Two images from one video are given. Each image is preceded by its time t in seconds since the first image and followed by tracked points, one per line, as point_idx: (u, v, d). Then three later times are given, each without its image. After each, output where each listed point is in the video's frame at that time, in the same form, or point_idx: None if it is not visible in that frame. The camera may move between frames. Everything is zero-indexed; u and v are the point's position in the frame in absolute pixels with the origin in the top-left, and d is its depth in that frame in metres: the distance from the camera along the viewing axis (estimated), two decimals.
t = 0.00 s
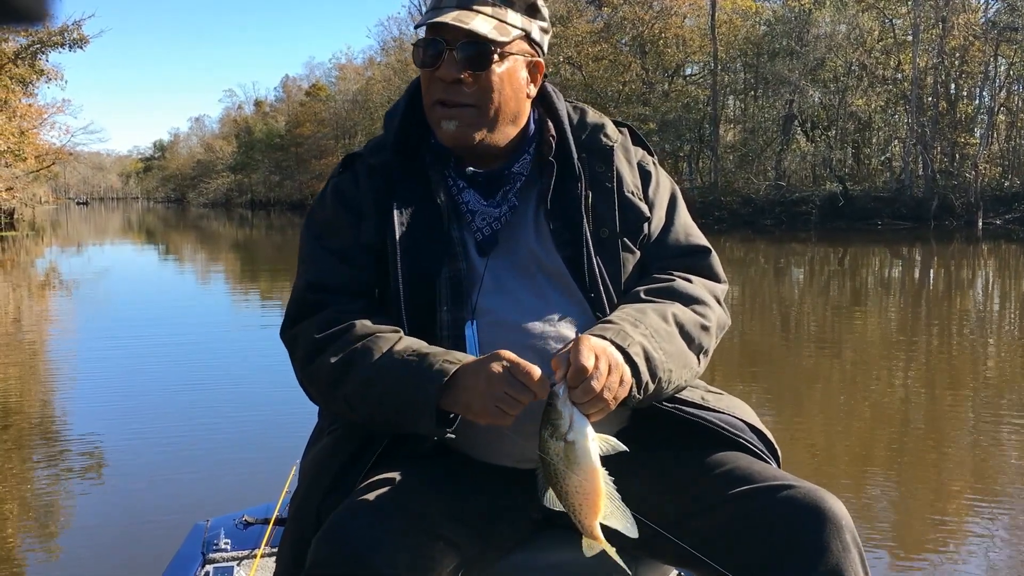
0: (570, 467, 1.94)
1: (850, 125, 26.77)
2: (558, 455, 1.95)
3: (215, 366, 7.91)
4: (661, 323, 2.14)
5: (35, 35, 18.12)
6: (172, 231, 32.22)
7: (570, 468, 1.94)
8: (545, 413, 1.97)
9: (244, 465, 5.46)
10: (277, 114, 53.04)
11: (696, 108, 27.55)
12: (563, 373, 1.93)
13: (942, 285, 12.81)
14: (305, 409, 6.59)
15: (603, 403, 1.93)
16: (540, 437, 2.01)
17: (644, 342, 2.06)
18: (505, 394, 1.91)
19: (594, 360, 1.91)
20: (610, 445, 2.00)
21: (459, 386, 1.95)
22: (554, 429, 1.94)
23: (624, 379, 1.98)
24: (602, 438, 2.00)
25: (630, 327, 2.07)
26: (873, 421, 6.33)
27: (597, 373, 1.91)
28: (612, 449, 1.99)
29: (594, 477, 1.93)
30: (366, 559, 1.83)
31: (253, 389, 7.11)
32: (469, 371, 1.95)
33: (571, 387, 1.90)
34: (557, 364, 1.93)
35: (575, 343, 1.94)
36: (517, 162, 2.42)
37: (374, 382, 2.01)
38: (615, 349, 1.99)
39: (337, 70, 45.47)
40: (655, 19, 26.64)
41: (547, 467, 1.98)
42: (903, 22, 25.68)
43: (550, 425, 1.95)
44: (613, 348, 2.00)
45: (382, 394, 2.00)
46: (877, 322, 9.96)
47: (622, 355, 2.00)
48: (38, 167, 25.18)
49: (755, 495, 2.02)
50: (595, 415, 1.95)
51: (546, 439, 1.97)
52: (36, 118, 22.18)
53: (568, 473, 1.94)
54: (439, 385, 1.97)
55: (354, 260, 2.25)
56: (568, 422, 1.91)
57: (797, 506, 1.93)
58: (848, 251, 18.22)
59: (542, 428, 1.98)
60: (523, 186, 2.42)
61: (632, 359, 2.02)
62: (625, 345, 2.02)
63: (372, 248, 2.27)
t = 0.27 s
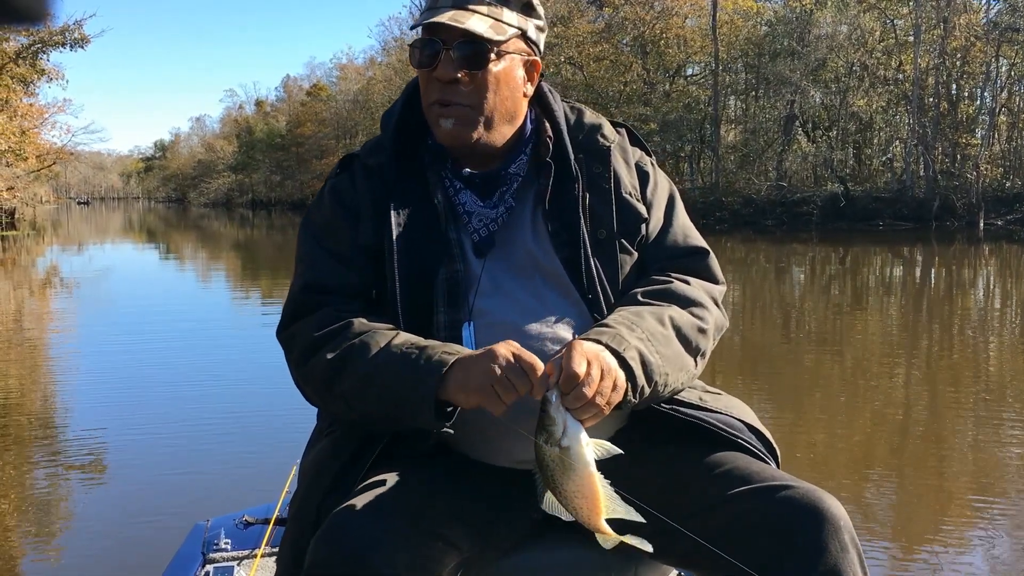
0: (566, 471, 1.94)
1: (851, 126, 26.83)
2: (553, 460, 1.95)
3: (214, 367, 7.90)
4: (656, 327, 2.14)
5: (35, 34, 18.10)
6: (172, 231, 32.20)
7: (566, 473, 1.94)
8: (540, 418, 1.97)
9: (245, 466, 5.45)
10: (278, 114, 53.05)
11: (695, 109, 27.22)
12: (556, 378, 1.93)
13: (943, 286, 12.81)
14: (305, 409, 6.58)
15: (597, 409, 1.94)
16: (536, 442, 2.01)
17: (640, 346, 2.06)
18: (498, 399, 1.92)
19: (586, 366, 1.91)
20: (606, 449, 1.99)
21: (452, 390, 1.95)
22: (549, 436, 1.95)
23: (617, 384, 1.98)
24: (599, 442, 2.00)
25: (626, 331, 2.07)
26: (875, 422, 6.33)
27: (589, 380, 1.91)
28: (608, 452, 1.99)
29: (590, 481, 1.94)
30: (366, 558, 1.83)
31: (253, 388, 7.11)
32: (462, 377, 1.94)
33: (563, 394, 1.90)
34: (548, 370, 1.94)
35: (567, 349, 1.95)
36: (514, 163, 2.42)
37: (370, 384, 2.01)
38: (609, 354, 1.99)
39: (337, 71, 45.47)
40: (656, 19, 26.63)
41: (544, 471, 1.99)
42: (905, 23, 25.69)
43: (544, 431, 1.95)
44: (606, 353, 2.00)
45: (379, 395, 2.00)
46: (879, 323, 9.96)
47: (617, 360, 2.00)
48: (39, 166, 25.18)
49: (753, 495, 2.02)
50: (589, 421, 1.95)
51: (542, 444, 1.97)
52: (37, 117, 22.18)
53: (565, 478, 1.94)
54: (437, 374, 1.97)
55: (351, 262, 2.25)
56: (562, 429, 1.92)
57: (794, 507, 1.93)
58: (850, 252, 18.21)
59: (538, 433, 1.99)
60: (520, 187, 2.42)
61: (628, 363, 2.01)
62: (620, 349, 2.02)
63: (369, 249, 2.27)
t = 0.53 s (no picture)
0: (569, 467, 1.94)
1: (852, 126, 26.86)
2: (556, 455, 1.96)
3: (213, 366, 7.90)
4: (660, 325, 2.14)
5: (36, 34, 18.08)
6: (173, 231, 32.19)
7: (569, 468, 1.94)
8: (543, 415, 1.97)
9: (244, 465, 5.45)
10: (279, 114, 53.07)
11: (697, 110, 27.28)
12: (563, 373, 1.94)
13: (944, 287, 12.80)
14: (304, 409, 6.57)
15: (602, 405, 1.94)
16: (535, 437, 2.01)
17: (644, 344, 2.06)
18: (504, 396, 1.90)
19: (596, 362, 1.92)
20: (608, 446, 2.00)
21: (455, 391, 1.95)
22: (552, 430, 1.95)
23: (624, 381, 1.98)
24: (602, 438, 2.00)
25: (630, 328, 2.07)
26: (876, 423, 6.32)
27: (598, 375, 1.92)
28: (610, 448, 2.00)
29: (593, 476, 1.94)
30: (366, 558, 1.83)
31: (253, 388, 7.11)
32: (466, 375, 1.94)
33: (572, 388, 1.91)
34: (557, 363, 1.94)
35: (576, 345, 1.95)
36: (513, 162, 2.42)
37: (370, 385, 2.00)
38: (615, 351, 1.99)
39: (338, 71, 45.47)
40: (657, 19, 26.61)
41: (543, 468, 1.99)
42: (906, 23, 25.70)
43: (547, 426, 1.96)
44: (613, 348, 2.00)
45: (379, 396, 2.00)
46: (880, 323, 9.96)
47: (622, 357, 2.00)
48: (39, 166, 25.18)
49: (753, 495, 2.02)
50: (594, 418, 1.95)
51: (543, 439, 1.97)
52: (37, 117, 22.18)
53: (567, 473, 1.95)
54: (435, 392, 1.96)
55: (350, 263, 2.25)
56: (567, 423, 1.92)
57: (794, 507, 1.93)
58: (850, 253, 18.20)
59: (538, 428, 1.99)
60: (519, 187, 2.42)
61: (632, 360, 2.01)
62: (626, 346, 2.02)
63: (368, 250, 2.27)
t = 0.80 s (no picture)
0: (567, 471, 1.95)
1: (853, 126, 26.90)
2: (554, 458, 1.96)
3: (213, 366, 7.90)
4: (660, 328, 2.13)
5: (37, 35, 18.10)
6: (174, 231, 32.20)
7: (567, 471, 1.95)
8: (542, 419, 1.97)
9: (245, 466, 5.45)
10: (279, 114, 53.12)
11: (698, 109, 27.32)
12: (566, 379, 1.93)
13: (945, 286, 12.82)
14: (303, 410, 6.57)
15: (603, 413, 1.94)
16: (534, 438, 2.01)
17: (644, 346, 2.06)
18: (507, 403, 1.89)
19: (601, 371, 1.92)
20: (607, 451, 2.00)
21: (460, 400, 1.95)
22: (552, 434, 1.95)
23: (625, 388, 1.98)
24: (600, 444, 2.01)
25: (631, 330, 2.07)
26: (877, 423, 6.32)
27: (602, 385, 1.91)
28: (608, 454, 2.00)
29: (591, 480, 1.95)
30: (365, 559, 1.83)
31: (253, 389, 7.10)
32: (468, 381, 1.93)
33: (575, 395, 1.91)
34: (560, 368, 1.94)
35: (580, 351, 1.95)
36: (512, 163, 2.43)
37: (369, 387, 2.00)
38: (617, 356, 1.99)
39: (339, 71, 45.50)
40: (658, 19, 26.61)
41: (541, 469, 1.99)
42: (907, 22, 25.75)
43: (547, 429, 1.95)
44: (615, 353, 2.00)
45: (379, 397, 2.00)
46: (881, 323, 9.96)
47: (623, 361, 2.00)
48: (41, 166, 25.24)
49: (752, 495, 2.02)
50: (594, 424, 1.95)
51: (542, 440, 1.97)
52: (38, 117, 22.20)
53: (565, 477, 1.95)
54: (435, 404, 1.96)
55: (349, 264, 2.24)
56: (568, 429, 1.93)
57: (793, 507, 1.93)
58: (851, 252, 18.20)
59: (538, 429, 1.98)
60: (518, 187, 2.42)
61: (633, 363, 2.01)
62: (627, 351, 2.02)
63: (367, 250, 2.27)
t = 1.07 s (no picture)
0: (563, 475, 1.94)
1: (854, 125, 26.86)
2: (551, 461, 1.94)
3: (213, 366, 7.90)
4: (661, 331, 2.13)
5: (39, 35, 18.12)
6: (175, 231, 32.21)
7: (563, 476, 1.94)
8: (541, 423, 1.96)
9: (245, 466, 5.45)
10: (280, 114, 53.13)
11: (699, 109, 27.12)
12: (567, 384, 1.92)
13: (946, 286, 12.81)
14: (303, 410, 6.56)
15: (603, 418, 1.94)
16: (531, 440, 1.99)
17: (646, 349, 2.05)
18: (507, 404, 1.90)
19: (601, 377, 1.92)
20: (605, 457, 2.00)
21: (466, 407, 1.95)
22: (551, 437, 1.93)
23: (626, 394, 1.98)
24: (598, 450, 2.00)
25: (633, 334, 2.07)
26: (878, 422, 6.32)
27: (602, 392, 1.92)
28: (606, 461, 2.00)
29: (587, 486, 1.94)
30: (365, 561, 1.83)
31: (253, 389, 7.10)
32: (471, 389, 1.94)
33: (575, 401, 1.91)
34: (561, 373, 1.92)
35: (581, 356, 1.94)
36: (512, 164, 2.42)
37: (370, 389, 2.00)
38: (617, 360, 1.99)
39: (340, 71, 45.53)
40: (659, 19, 26.63)
41: (537, 472, 1.98)
42: (908, 22, 25.79)
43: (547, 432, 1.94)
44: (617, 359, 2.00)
45: (380, 399, 2.00)
46: (882, 322, 9.97)
47: (624, 365, 2.00)
48: (41, 166, 25.25)
49: (754, 495, 2.01)
50: (594, 429, 1.95)
51: (541, 442, 1.95)
52: (39, 117, 22.21)
53: (561, 481, 1.95)
54: (439, 411, 1.96)
55: (348, 266, 2.24)
56: (567, 433, 1.91)
57: (794, 506, 1.93)
58: (853, 252, 18.20)
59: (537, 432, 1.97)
60: (517, 189, 2.42)
61: (635, 367, 2.01)
62: (630, 355, 2.01)
63: (366, 252, 2.26)
